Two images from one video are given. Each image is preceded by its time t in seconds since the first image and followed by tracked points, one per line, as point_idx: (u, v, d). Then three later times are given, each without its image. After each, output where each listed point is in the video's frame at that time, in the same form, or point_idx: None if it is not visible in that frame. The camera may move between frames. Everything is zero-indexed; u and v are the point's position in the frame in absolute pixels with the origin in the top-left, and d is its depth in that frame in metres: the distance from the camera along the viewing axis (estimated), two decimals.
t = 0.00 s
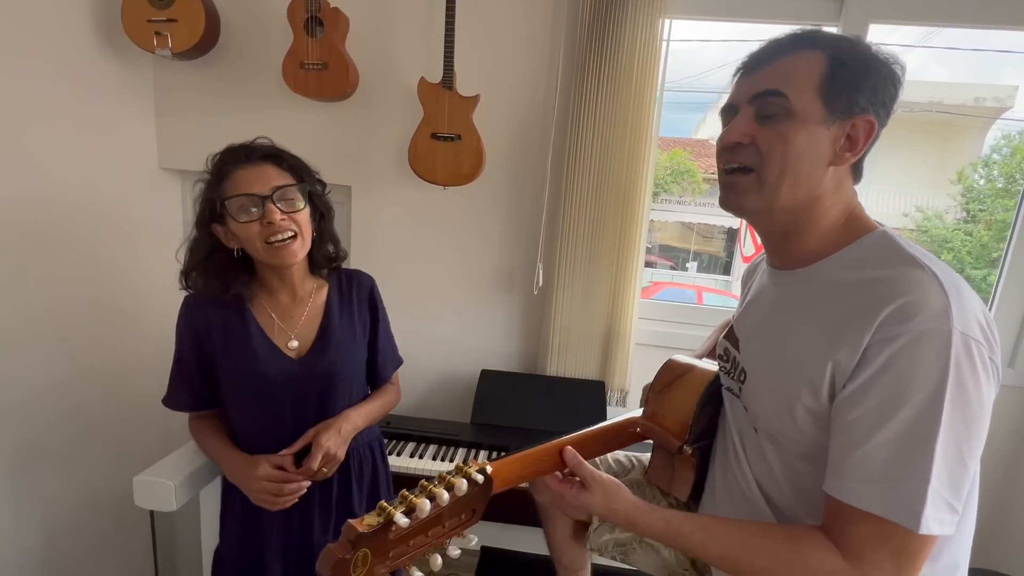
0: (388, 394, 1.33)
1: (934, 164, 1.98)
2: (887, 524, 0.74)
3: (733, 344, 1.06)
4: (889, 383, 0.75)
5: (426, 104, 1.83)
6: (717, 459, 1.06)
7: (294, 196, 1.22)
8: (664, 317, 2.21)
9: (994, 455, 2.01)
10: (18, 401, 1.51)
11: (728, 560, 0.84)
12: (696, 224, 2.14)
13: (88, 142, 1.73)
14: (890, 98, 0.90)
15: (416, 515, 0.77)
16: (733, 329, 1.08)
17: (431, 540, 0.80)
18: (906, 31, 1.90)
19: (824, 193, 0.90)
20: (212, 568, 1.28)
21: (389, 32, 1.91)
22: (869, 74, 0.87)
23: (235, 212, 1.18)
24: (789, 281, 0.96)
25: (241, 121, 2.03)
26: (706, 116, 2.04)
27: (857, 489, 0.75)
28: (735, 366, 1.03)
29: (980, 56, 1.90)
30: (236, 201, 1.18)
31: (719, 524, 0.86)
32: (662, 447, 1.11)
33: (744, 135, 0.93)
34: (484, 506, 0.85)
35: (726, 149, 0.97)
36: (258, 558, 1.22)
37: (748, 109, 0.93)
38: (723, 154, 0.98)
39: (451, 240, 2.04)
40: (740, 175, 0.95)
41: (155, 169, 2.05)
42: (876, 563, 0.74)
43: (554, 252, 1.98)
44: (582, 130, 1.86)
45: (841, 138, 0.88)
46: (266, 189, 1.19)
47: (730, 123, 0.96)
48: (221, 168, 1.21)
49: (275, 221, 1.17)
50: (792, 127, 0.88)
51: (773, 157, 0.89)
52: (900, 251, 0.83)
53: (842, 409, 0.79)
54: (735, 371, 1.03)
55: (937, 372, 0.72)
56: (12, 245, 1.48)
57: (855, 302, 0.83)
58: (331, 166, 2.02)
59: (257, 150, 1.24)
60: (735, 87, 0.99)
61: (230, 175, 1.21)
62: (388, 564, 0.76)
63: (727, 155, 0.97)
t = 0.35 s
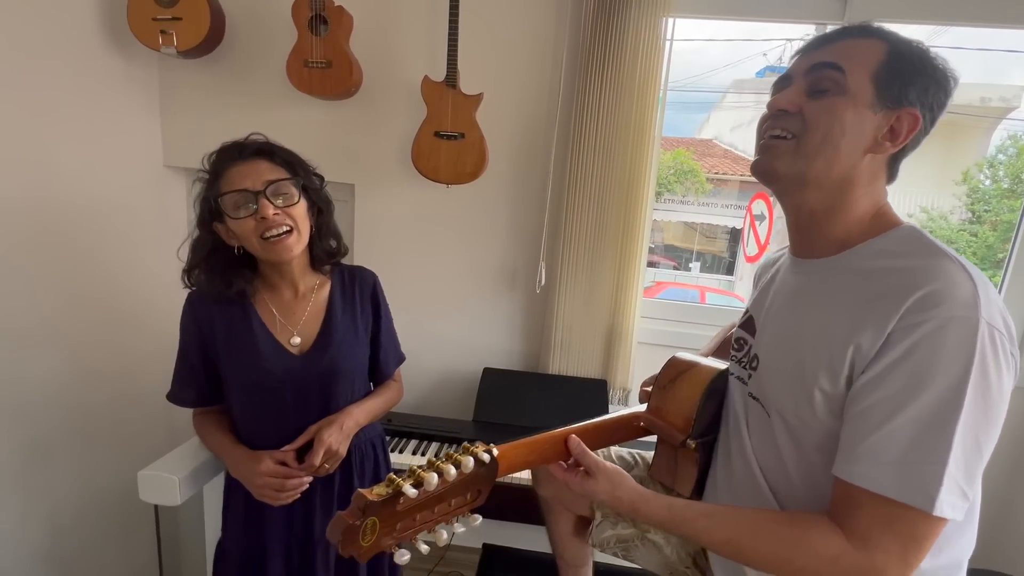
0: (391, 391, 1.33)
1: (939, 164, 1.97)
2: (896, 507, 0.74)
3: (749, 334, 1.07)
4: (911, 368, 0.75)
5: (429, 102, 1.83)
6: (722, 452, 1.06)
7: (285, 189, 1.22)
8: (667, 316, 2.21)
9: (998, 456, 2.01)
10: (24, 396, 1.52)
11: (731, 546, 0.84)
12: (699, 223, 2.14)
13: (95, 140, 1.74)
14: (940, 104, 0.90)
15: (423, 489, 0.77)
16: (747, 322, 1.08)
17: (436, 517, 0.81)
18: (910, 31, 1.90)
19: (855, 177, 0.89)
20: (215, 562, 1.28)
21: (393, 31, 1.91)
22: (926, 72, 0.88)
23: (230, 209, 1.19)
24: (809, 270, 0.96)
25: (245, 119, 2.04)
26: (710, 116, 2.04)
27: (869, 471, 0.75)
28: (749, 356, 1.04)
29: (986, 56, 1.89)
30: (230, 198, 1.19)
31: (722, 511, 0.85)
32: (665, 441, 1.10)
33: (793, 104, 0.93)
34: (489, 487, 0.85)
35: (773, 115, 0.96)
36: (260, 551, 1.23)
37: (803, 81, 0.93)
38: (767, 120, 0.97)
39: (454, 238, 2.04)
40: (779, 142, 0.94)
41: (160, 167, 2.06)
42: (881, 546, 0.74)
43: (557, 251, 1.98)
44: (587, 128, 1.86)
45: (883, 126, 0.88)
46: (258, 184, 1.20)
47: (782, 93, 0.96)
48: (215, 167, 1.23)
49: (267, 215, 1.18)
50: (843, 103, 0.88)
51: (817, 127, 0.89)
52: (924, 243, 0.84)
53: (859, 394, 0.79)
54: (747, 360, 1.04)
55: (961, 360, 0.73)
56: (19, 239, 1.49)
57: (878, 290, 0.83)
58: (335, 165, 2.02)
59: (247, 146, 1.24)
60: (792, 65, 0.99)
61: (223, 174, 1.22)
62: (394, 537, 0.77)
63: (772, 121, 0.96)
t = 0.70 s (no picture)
0: (394, 390, 1.34)
1: (944, 165, 1.96)
2: (900, 499, 0.74)
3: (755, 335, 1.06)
4: (919, 360, 0.75)
5: (433, 103, 1.83)
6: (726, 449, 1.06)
7: (291, 189, 1.23)
8: (669, 317, 2.21)
9: (1001, 457, 2.00)
10: (30, 395, 1.53)
11: (733, 539, 0.84)
12: (702, 224, 2.14)
13: (100, 140, 1.75)
14: (954, 117, 0.90)
15: (428, 460, 0.78)
16: (750, 322, 1.09)
17: (437, 492, 0.81)
18: (915, 30, 1.89)
19: (866, 178, 0.89)
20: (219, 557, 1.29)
21: (396, 31, 1.92)
22: (945, 83, 0.88)
23: (234, 208, 1.20)
24: (816, 267, 0.96)
25: (250, 119, 2.05)
26: (713, 116, 2.04)
27: (875, 463, 0.75)
28: (752, 355, 1.04)
29: (991, 56, 1.89)
30: (234, 197, 1.20)
31: (724, 504, 0.86)
32: (667, 440, 1.10)
33: (813, 102, 0.93)
34: (491, 468, 0.85)
35: (793, 113, 0.97)
36: (264, 548, 1.24)
37: (824, 81, 0.93)
38: (787, 117, 0.97)
39: (457, 237, 2.05)
40: (795, 138, 0.94)
41: (165, 167, 2.07)
42: (884, 539, 0.75)
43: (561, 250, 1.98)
44: (590, 128, 1.87)
45: (898, 132, 0.88)
46: (262, 183, 1.21)
47: (803, 92, 0.96)
48: (220, 167, 1.23)
49: (272, 215, 1.19)
50: (861, 104, 0.88)
51: (834, 126, 0.89)
52: (930, 241, 0.84)
53: (866, 387, 0.79)
54: (751, 360, 1.04)
55: (969, 353, 0.73)
56: (25, 237, 1.50)
57: (886, 285, 0.83)
58: (338, 165, 2.03)
59: (251, 146, 1.25)
60: (815, 68, 0.99)
61: (227, 173, 1.22)
62: (395, 507, 0.78)
63: (791, 118, 0.96)
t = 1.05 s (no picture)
0: (392, 391, 1.34)
1: (946, 166, 1.96)
2: (893, 517, 0.74)
3: (743, 343, 1.07)
4: (905, 374, 0.74)
5: (433, 104, 1.84)
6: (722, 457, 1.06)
7: (289, 191, 1.24)
8: (671, 318, 2.21)
9: (1001, 460, 2.00)
10: (32, 395, 1.54)
11: (728, 556, 0.84)
12: (703, 224, 2.13)
13: (102, 142, 1.76)
14: (935, 115, 0.90)
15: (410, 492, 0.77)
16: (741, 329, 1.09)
17: (422, 520, 0.80)
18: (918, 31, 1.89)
19: (849, 183, 0.89)
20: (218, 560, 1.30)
21: (397, 33, 1.92)
22: (923, 82, 0.88)
23: (232, 210, 1.20)
24: (805, 275, 0.96)
25: (251, 121, 2.05)
26: (715, 116, 2.04)
27: (867, 480, 0.75)
28: (744, 365, 1.04)
29: (994, 57, 1.88)
30: (234, 199, 1.20)
31: (718, 520, 0.86)
32: (662, 449, 1.11)
33: (791, 107, 0.93)
34: (478, 492, 0.85)
35: (771, 118, 0.97)
36: (262, 549, 1.25)
37: (801, 85, 0.93)
38: (767, 122, 0.98)
39: (457, 239, 2.05)
40: (775, 144, 0.94)
41: (166, 168, 2.08)
42: (878, 557, 0.74)
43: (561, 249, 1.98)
44: (590, 130, 1.87)
45: (878, 134, 0.88)
46: (261, 186, 1.21)
47: (781, 96, 0.96)
48: (220, 169, 1.24)
49: (271, 216, 1.19)
50: (839, 108, 0.88)
51: (813, 131, 0.89)
52: (919, 248, 0.83)
53: (854, 400, 0.79)
54: (742, 370, 1.04)
55: (955, 364, 0.72)
56: (27, 239, 1.51)
57: (872, 295, 0.83)
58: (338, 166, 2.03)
59: (251, 149, 1.25)
60: (794, 68, 0.99)
61: (226, 176, 1.23)
62: (379, 540, 0.76)
63: (771, 124, 0.97)
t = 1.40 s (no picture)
0: (393, 387, 1.35)
1: (947, 166, 1.96)
2: (882, 533, 0.74)
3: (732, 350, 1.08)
4: (884, 391, 0.75)
5: (435, 104, 1.84)
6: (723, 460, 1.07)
7: (292, 187, 1.24)
8: (671, 318, 2.21)
9: (1002, 460, 2.00)
10: (36, 393, 1.55)
11: (727, 566, 0.85)
12: (704, 224, 2.14)
13: (105, 141, 1.77)
14: (879, 102, 0.91)
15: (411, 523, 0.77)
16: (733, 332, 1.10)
17: (428, 546, 0.81)
18: (920, 32, 1.89)
19: (813, 197, 0.90)
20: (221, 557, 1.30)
21: (399, 33, 1.93)
22: (857, 77, 0.88)
23: (237, 205, 1.21)
24: (786, 287, 0.96)
25: (254, 120, 2.06)
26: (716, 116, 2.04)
27: (854, 497, 0.76)
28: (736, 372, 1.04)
29: (996, 57, 1.89)
30: (239, 194, 1.21)
31: (718, 531, 0.86)
32: (665, 449, 1.12)
33: (732, 139, 0.93)
34: (481, 511, 0.86)
35: (713, 152, 0.97)
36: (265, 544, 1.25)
37: (736, 113, 0.93)
38: (711, 157, 0.98)
39: (459, 239, 2.06)
40: (730, 180, 0.95)
41: (169, 167, 2.09)
42: (872, 569, 0.75)
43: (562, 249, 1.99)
44: (590, 130, 1.87)
45: (829, 141, 0.88)
46: (266, 181, 1.22)
47: (718, 128, 0.96)
48: (224, 166, 1.25)
49: (275, 211, 1.20)
50: (782, 131, 0.89)
51: (763, 160, 0.90)
52: (897, 257, 0.83)
53: (838, 417, 0.80)
54: (735, 375, 1.04)
55: (931, 380, 0.73)
56: (30, 240, 1.52)
57: (851, 308, 0.83)
58: (340, 166, 2.04)
59: (255, 146, 1.26)
60: (721, 93, 0.99)
61: (231, 172, 1.23)
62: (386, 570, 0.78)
63: (715, 158, 0.97)
